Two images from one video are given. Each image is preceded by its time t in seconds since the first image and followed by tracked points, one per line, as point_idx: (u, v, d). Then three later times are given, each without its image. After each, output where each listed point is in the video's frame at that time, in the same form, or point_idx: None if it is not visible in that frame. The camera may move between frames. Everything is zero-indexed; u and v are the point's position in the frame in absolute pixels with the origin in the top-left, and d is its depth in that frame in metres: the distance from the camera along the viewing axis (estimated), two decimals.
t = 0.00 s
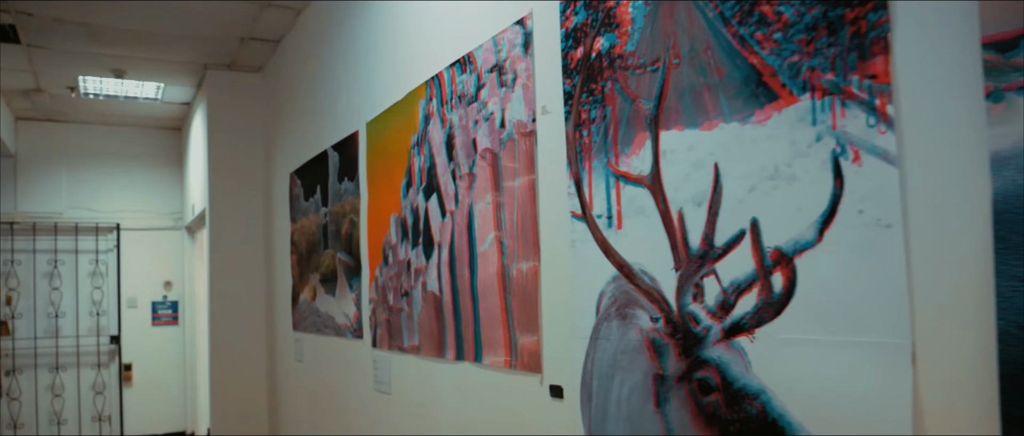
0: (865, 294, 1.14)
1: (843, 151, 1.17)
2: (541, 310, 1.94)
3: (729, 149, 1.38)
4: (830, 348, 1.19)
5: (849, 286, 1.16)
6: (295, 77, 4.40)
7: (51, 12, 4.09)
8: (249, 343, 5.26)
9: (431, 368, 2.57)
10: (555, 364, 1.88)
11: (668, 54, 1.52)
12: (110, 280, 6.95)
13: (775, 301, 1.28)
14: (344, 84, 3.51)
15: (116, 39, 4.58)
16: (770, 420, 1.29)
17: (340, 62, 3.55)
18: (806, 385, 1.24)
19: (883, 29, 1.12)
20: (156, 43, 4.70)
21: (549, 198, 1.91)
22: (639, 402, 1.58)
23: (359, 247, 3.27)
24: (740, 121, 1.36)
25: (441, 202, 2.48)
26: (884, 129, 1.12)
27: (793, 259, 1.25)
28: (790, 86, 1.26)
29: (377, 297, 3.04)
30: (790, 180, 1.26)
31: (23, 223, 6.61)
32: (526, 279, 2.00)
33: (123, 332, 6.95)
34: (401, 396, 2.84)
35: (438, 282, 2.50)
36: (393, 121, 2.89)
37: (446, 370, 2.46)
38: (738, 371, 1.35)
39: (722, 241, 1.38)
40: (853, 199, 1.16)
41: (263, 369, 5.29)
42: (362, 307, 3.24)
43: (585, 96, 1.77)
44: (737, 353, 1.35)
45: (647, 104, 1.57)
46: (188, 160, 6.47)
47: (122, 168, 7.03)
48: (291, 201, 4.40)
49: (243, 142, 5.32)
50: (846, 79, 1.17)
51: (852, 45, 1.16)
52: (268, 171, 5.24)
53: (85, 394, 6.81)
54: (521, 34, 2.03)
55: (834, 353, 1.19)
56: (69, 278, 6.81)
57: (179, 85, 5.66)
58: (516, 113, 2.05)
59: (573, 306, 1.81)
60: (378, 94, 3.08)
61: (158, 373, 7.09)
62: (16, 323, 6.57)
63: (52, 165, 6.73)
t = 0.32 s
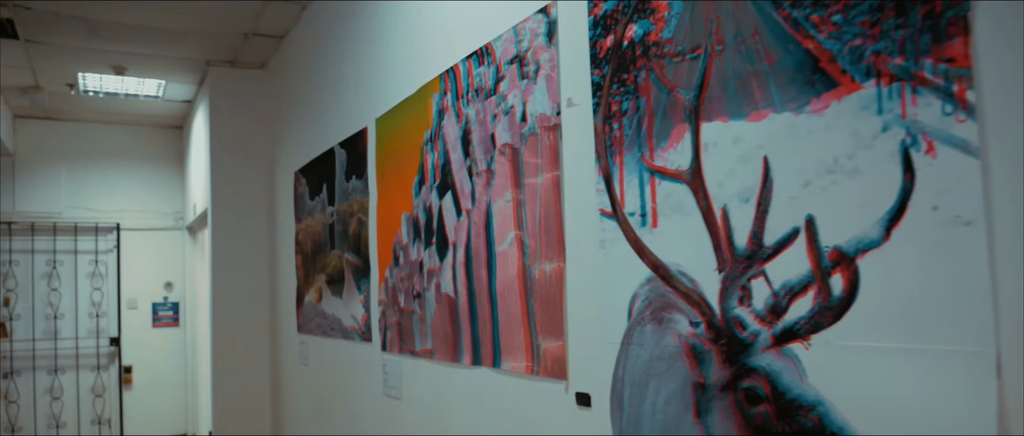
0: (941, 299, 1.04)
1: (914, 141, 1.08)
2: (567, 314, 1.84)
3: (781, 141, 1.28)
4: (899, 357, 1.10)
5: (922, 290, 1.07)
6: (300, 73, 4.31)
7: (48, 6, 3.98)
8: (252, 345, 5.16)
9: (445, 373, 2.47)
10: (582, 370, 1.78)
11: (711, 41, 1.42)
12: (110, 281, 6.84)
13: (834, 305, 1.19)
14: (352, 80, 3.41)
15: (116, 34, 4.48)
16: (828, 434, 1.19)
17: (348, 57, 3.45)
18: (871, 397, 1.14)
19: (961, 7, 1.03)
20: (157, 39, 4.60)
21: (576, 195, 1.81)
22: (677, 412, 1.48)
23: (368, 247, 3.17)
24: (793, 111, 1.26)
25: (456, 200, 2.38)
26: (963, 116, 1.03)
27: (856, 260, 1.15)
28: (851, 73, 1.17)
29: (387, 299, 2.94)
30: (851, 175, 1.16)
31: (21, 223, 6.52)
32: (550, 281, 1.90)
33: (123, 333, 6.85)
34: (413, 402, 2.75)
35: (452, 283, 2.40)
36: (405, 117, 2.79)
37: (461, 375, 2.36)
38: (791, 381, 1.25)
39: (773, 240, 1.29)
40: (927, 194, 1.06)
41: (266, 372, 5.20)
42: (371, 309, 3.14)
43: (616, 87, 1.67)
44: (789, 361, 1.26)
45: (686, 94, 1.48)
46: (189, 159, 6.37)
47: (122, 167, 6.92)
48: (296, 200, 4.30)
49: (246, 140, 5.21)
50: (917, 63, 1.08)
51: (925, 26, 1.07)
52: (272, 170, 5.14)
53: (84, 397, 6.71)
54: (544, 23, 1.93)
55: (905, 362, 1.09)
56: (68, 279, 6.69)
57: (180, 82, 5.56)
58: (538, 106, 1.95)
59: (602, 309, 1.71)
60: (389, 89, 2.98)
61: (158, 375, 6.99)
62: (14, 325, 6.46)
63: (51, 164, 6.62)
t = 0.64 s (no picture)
0: None
1: (1000, 123, 0.99)
2: (595, 314, 1.74)
3: (841, 127, 1.19)
4: (982, 359, 1.01)
5: (1011, 286, 0.97)
6: (305, 67, 4.20)
7: None
8: (256, 346, 5.06)
9: (461, 376, 2.37)
10: (611, 374, 1.68)
11: (760, 21, 1.33)
12: (110, 280, 6.76)
13: (903, 304, 1.09)
14: (360, 74, 3.31)
15: (119, 28, 4.38)
16: None
17: (356, 50, 3.35)
18: (947, 403, 1.05)
19: None
20: (159, 33, 4.50)
21: (605, 188, 1.71)
22: (720, 419, 1.38)
23: (377, 246, 3.07)
24: (855, 94, 1.17)
25: (474, 195, 2.28)
26: None
27: (930, 255, 1.06)
28: (924, 51, 1.07)
29: (398, 299, 2.84)
30: (926, 161, 1.07)
31: (21, 221, 6.42)
32: (576, 279, 1.80)
33: (124, 334, 6.76)
34: (426, 406, 2.64)
35: (469, 283, 2.30)
36: (417, 110, 2.69)
37: (478, 378, 2.26)
38: (853, 386, 1.16)
39: (832, 234, 1.19)
40: (1015, 180, 0.97)
41: (270, 373, 5.09)
42: (381, 309, 3.03)
43: (650, 73, 1.57)
44: (850, 365, 1.16)
45: (731, 80, 1.38)
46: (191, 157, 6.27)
47: (123, 165, 6.81)
48: (302, 197, 4.20)
49: (250, 137, 5.11)
50: (1004, 38, 0.99)
51: None
52: (276, 168, 5.04)
53: (84, 398, 6.61)
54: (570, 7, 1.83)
55: (989, 366, 1.00)
56: (68, 278, 6.61)
57: (182, 78, 5.46)
58: (563, 95, 1.85)
59: (634, 310, 1.61)
60: (400, 82, 2.88)
61: (159, 377, 6.88)
62: (13, 324, 6.37)
63: (51, 161, 6.51)
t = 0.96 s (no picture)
0: None
1: None
2: (626, 314, 1.65)
3: (909, 110, 1.09)
4: None
5: None
6: (312, 62, 4.11)
7: None
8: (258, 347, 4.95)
9: (478, 379, 2.28)
10: (645, 378, 1.59)
11: None
12: (110, 280, 6.66)
13: (985, 302, 1.00)
14: (370, 67, 3.22)
15: (119, 22, 4.29)
16: None
17: (366, 42, 3.26)
18: None
19: None
20: (161, 27, 4.41)
21: (639, 181, 1.62)
22: (772, 427, 1.29)
23: (388, 245, 2.97)
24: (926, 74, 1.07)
25: (493, 191, 2.18)
26: None
27: (1016, 249, 0.97)
28: (1008, 25, 0.98)
29: (410, 299, 2.74)
30: (1011, 146, 0.98)
31: (18, 219, 6.32)
32: (606, 278, 1.70)
33: (123, 334, 6.65)
34: (440, 410, 2.55)
35: (487, 281, 2.20)
36: (431, 104, 2.59)
37: (497, 382, 2.17)
38: (926, 392, 1.07)
39: (900, 226, 1.10)
40: None
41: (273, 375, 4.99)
42: (392, 310, 2.93)
43: (689, 59, 1.48)
44: (923, 369, 1.07)
45: (781, 62, 1.28)
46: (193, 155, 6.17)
47: (123, 163, 6.72)
48: (307, 195, 4.10)
49: (253, 135, 5.01)
50: None
51: None
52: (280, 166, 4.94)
53: (83, 400, 6.51)
54: None
55: None
56: (66, 278, 6.51)
57: (184, 74, 5.37)
58: (591, 84, 1.76)
59: (671, 310, 1.51)
60: (412, 75, 2.78)
61: (160, 378, 6.77)
62: (10, 325, 6.27)
63: (50, 159, 6.42)
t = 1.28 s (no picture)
0: None
1: None
2: (659, 317, 1.55)
3: (986, 94, 1.00)
4: None
5: None
6: (316, 60, 4.02)
7: None
8: (259, 352, 4.85)
9: (494, 386, 2.18)
10: (680, 386, 1.49)
11: None
12: (107, 283, 6.55)
13: None
14: (377, 63, 3.13)
15: (117, 18, 4.19)
16: None
17: (373, 37, 3.17)
18: None
19: None
20: (160, 23, 4.31)
21: (673, 176, 1.52)
22: None
23: (397, 247, 2.88)
24: (1007, 55, 0.98)
25: (511, 189, 2.09)
26: None
27: None
28: None
29: (420, 302, 2.65)
30: None
31: (14, 221, 6.20)
32: (637, 279, 1.61)
33: (120, 339, 6.54)
34: (452, 418, 2.45)
35: (504, 284, 2.11)
36: (443, 100, 2.50)
37: (515, 389, 2.07)
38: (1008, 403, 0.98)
39: (976, 222, 1.01)
40: None
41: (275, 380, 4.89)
42: (401, 313, 2.84)
43: (730, 45, 1.39)
44: (1005, 378, 0.98)
45: (836, 46, 1.19)
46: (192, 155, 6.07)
47: (121, 164, 6.61)
48: (311, 196, 4.01)
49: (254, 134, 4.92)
50: None
51: None
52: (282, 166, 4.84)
53: (79, 405, 6.40)
54: None
55: None
56: (63, 281, 6.40)
57: (184, 73, 5.27)
58: (619, 74, 1.67)
59: (711, 313, 1.42)
60: (423, 70, 2.69)
61: (158, 383, 6.66)
62: (4, 329, 6.15)
63: (46, 160, 6.31)
